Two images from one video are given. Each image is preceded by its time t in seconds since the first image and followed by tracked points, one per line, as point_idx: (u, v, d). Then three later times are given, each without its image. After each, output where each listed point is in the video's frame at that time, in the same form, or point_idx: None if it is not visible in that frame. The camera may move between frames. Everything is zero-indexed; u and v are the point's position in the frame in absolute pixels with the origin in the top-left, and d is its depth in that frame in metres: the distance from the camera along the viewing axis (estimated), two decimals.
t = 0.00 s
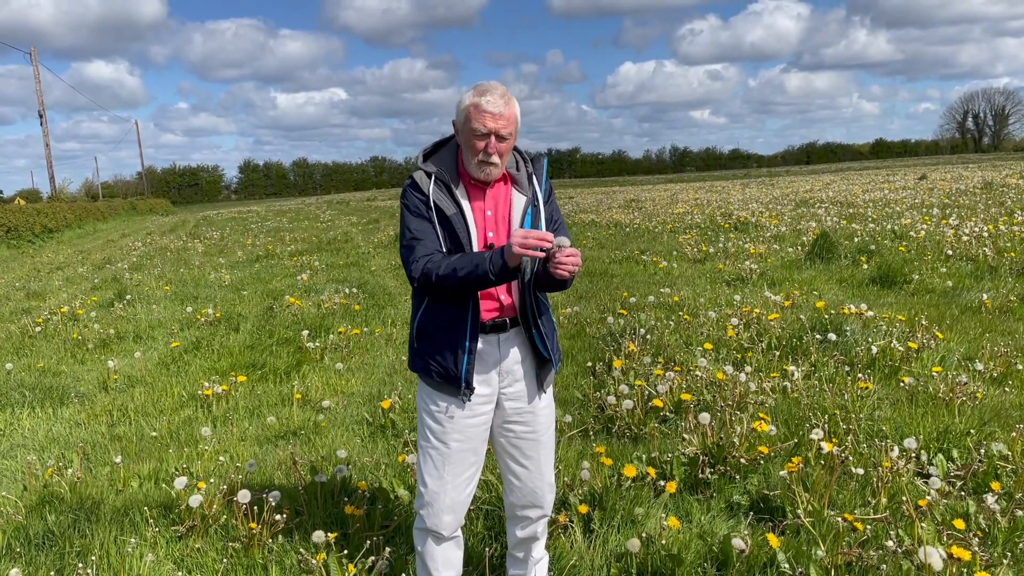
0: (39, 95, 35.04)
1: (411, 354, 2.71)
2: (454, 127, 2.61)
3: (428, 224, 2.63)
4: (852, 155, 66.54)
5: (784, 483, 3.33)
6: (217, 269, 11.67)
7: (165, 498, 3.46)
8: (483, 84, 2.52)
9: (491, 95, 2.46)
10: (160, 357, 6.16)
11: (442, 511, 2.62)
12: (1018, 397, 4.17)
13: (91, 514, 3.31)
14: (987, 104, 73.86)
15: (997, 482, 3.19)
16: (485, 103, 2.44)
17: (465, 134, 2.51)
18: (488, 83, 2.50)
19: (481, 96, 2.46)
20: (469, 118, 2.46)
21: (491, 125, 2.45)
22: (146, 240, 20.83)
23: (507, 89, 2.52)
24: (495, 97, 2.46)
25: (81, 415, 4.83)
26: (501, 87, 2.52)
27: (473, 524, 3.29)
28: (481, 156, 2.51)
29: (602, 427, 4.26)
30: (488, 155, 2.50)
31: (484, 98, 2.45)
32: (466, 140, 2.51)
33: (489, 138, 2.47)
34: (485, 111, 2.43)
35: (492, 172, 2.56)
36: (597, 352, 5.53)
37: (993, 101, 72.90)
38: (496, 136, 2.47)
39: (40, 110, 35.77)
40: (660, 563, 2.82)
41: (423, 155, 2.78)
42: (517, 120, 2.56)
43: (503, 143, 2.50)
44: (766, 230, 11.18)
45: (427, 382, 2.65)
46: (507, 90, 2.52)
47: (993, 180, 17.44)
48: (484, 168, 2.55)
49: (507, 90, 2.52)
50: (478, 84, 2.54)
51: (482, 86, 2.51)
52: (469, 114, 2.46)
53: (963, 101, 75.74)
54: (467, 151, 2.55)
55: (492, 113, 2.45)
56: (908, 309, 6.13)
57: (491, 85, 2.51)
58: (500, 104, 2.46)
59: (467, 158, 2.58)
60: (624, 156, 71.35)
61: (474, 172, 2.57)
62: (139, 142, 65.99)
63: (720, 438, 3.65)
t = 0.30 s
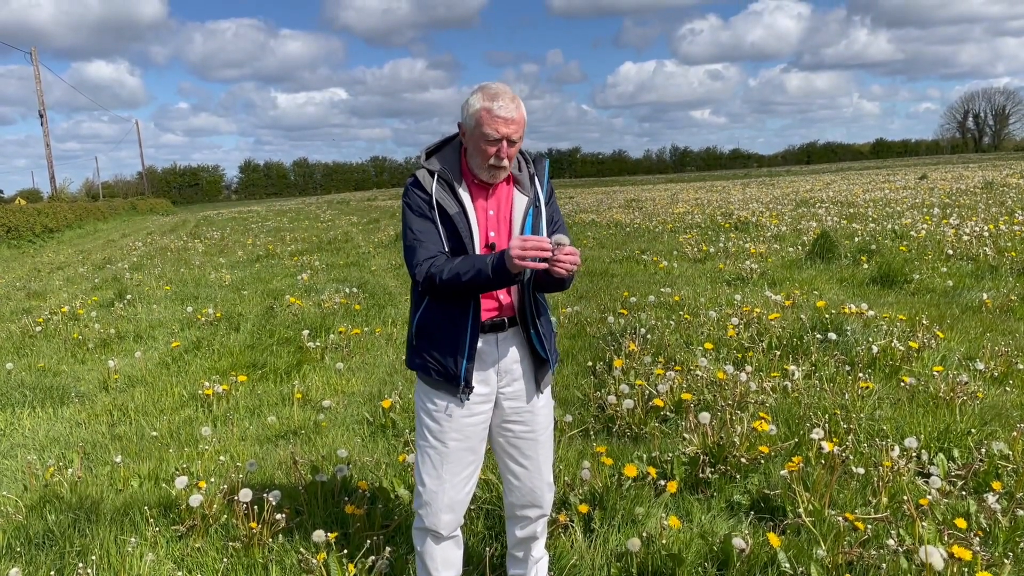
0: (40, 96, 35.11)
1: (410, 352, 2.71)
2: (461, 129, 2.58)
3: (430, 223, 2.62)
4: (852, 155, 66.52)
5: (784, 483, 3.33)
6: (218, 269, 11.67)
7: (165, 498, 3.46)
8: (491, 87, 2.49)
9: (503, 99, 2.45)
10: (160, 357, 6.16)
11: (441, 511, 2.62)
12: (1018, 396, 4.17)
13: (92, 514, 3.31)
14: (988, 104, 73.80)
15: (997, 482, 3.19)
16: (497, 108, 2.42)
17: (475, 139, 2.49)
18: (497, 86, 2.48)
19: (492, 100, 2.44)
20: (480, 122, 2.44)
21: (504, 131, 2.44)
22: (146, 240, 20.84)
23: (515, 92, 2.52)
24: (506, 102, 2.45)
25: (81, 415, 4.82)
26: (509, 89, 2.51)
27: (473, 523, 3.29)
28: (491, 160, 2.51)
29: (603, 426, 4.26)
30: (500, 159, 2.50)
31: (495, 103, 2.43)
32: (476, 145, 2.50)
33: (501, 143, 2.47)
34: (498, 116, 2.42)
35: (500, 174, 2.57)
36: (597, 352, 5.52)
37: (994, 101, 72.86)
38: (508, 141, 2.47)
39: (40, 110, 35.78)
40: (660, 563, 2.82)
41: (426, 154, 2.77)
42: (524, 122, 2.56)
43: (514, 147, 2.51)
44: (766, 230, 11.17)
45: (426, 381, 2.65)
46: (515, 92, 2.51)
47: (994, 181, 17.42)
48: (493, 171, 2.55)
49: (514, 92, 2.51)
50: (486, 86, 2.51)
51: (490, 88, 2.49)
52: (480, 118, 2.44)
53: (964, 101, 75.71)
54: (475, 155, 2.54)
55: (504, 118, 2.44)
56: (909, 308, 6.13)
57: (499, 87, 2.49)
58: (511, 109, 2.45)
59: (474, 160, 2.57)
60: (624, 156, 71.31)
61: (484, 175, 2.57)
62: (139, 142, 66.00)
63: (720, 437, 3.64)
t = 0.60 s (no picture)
0: (41, 94, 35.15)
1: (410, 350, 2.70)
2: (463, 127, 2.59)
3: (432, 222, 2.61)
4: (852, 154, 66.49)
5: (785, 482, 3.33)
6: (218, 268, 11.65)
7: (166, 497, 3.46)
8: (494, 85, 2.50)
9: (504, 97, 2.45)
10: (160, 356, 6.16)
11: (441, 509, 2.61)
12: (1019, 395, 4.16)
13: (92, 513, 3.31)
14: (989, 103, 73.71)
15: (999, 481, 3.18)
16: (498, 106, 2.42)
17: (476, 136, 2.49)
18: (500, 84, 2.48)
19: (493, 98, 2.45)
20: (480, 119, 2.45)
21: (504, 128, 2.44)
22: (146, 239, 20.84)
23: (518, 91, 2.51)
24: (507, 99, 2.45)
25: (81, 414, 4.82)
26: (512, 89, 2.51)
27: (474, 522, 3.29)
28: (490, 158, 2.50)
29: (603, 425, 4.26)
30: (499, 156, 2.49)
31: (497, 100, 2.44)
32: (476, 142, 2.50)
33: (500, 141, 2.46)
34: (498, 113, 2.42)
35: (499, 173, 2.56)
36: (597, 351, 5.52)
37: (994, 100, 72.79)
38: (507, 139, 2.46)
39: (40, 108, 35.76)
40: (661, 562, 2.82)
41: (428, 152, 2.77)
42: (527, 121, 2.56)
43: (514, 146, 2.50)
44: (767, 229, 11.16)
45: (426, 380, 2.65)
46: (518, 91, 2.51)
47: (995, 179, 17.37)
48: (493, 170, 2.55)
49: (518, 91, 2.51)
50: (489, 85, 2.52)
51: (493, 86, 2.49)
52: (480, 115, 2.45)
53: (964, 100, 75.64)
54: (476, 152, 2.54)
55: (504, 116, 2.44)
56: (910, 307, 6.11)
57: (502, 86, 2.49)
58: (512, 107, 2.45)
59: (475, 158, 2.57)
60: (624, 155, 71.27)
61: (484, 173, 2.56)
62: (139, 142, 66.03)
63: (721, 436, 3.64)
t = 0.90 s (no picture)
0: (43, 92, 35.20)
1: (410, 349, 2.70)
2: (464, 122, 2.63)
3: (432, 221, 2.61)
4: (852, 153, 66.50)
5: (786, 481, 3.32)
6: (219, 267, 11.64)
7: (166, 495, 3.46)
8: (495, 80, 2.55)
9: (501, 89, 2.48)
10: (161, 355, 6.16)
11: (441, 508, 2.61)
12: (1020, 394, 4.16)
13: (92, 512, 3.31)
14: (989, 101, 73.62)
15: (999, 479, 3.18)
16: (493, 96, 2.45)
17: (472, 127, 2.52)
18: (499, 79, 2.52)
19: (489, 90, 2.48)
20: (476, 110, 2.48)
21: (496, 118, 2.45)
22: (147, 238, 20.87)
23: (519, 88, 2.54)
24: (504, 92, 2.47)
25: (82, 413, 4.82)
26: (513, 85, 2.54)
27: (474, 521, 3.29)
28: (484, 149, 2.50)
29: (603, 424, 4.26)
30: (492, 148, 2.48)
31: (493, 91, 2.47)
32: (472, 133, 2.52)
33: (494, 131, 2.47)
34: (492, 103, 2.45)
35: (494, 167, 2.55)
36: (598, 350, 5.52)
37: (995, 98, 72.71)
38: (501, 130, 2.47)
39: (41, 107, 35.77)
40: (661, 561, 2.82)
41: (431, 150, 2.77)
42: (526, 118, 2.56)
43: (508, 138, 2.49)
44: (767, 228, 11.15)
45: (426, 378, 2.64)
46: (519, 87, 2.54)
47: (996, 178, 17.35)
48: (487, 163, 2.54)
49: (518, 87, 2.54)
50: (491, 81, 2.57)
51: (494, 81, 2.54)
52: (476, 105, 2.48)
53: (965, 99, 75.57)
54: (472, 145, 2.55)
55: (499, 107, 2.46)
56: (911, 306, 6.11)
57: (502, 81, 2.54)
58: (508, 99, 2.47)
59: (472, 151, 2.58)
60: (625, 153, 71.24)
61: (477, 165, 2.55)
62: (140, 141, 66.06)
63: (721, 434, 3.64)
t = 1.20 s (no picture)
0: (43, 90, 35.22)
1: (410, 347, 2.70)
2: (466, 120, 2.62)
3: (433, 219, 2.61)
4: (852, 151, 66.44)
5: (786, 479, 3.32)
6: (219, 265, 11.64)
7: (166, 494, 3.46)
8: (497, 78, 2.54)
9: (503, 87, 2.47)
10: (161, 353, 6.16)
11: (440, 507, 2.61)
12: (1020, 392, 4.16)
13: (92, 510, 3.31)
14: (990, 99, 73.53)
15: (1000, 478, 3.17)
16: (496, 94, 2.44)
17: (474, 125, 2.51)
18: (502, 76, 2.52)
19: (492, 87, 2.48)
20: (479, 107, 2.47)
21: (499, 116, 2.45)
22: (146, 236, 20.89)
23: (520, 85, 2.53)
24: (506, 89, 2.47)
25: (82, 411, 4.83)
26: (515, 82, 2.54)
27: (474, 519, 3.29)
28: (486, 147, 2.50)
29: (604, 422, 4.25)
30: (495, 146, 2.48)
31: (495, 89, 2.46)
32: (474, 131, 2.51)
33: (496, 129, 2.46)
34: (495, 101, 2.44)
35: (497, 165, 2.55)
36: (598, 348, 5.52)
37: (996, 96, 72.65)
38: (504, 128, 2.46)
39: (41, 105, 35.78)
40: (661, 559, 2.81)
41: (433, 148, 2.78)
42: (529, 115, 2.56)
43: (510, 136, 2.49)
44: (767, 226, 11.14)
45: (426, 376, 2.64)
46: (520, 85, 2.53)
47: (996, 176, 17.33)
48: (490, 161, 2.53)
49: (520, 85, 2.53)
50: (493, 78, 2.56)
51: (495, 79, 2.53)
52: (478, 103, 2.48)
53: (966, 97, 75.49)
54: (474, 142, 2.54)
55: (501, 105, 2.45)
56: (910, 304, 6.11)
57: (504, 78, 2.52)
58: (510, 96, 2.46)
59: (474, 149, 2.57)
60: (625, 152, 71.21)
61: (480, 162, 2.55)
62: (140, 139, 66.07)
63: (722, 433, 3.64)
